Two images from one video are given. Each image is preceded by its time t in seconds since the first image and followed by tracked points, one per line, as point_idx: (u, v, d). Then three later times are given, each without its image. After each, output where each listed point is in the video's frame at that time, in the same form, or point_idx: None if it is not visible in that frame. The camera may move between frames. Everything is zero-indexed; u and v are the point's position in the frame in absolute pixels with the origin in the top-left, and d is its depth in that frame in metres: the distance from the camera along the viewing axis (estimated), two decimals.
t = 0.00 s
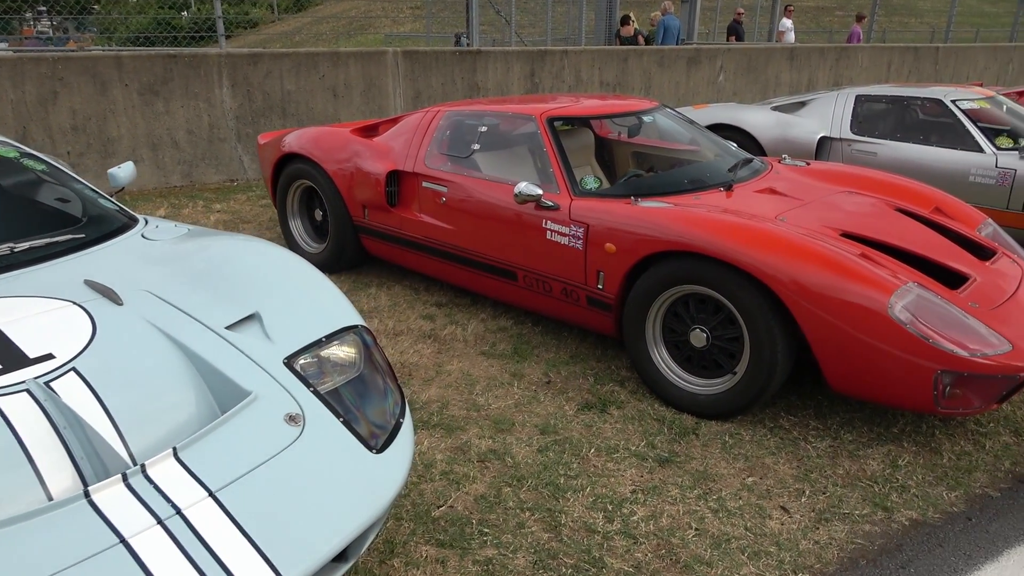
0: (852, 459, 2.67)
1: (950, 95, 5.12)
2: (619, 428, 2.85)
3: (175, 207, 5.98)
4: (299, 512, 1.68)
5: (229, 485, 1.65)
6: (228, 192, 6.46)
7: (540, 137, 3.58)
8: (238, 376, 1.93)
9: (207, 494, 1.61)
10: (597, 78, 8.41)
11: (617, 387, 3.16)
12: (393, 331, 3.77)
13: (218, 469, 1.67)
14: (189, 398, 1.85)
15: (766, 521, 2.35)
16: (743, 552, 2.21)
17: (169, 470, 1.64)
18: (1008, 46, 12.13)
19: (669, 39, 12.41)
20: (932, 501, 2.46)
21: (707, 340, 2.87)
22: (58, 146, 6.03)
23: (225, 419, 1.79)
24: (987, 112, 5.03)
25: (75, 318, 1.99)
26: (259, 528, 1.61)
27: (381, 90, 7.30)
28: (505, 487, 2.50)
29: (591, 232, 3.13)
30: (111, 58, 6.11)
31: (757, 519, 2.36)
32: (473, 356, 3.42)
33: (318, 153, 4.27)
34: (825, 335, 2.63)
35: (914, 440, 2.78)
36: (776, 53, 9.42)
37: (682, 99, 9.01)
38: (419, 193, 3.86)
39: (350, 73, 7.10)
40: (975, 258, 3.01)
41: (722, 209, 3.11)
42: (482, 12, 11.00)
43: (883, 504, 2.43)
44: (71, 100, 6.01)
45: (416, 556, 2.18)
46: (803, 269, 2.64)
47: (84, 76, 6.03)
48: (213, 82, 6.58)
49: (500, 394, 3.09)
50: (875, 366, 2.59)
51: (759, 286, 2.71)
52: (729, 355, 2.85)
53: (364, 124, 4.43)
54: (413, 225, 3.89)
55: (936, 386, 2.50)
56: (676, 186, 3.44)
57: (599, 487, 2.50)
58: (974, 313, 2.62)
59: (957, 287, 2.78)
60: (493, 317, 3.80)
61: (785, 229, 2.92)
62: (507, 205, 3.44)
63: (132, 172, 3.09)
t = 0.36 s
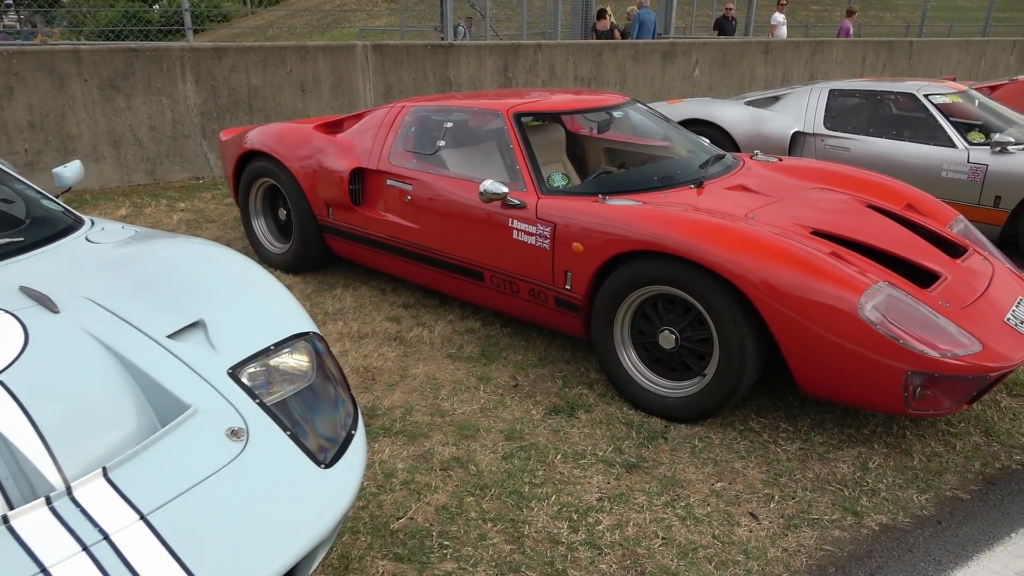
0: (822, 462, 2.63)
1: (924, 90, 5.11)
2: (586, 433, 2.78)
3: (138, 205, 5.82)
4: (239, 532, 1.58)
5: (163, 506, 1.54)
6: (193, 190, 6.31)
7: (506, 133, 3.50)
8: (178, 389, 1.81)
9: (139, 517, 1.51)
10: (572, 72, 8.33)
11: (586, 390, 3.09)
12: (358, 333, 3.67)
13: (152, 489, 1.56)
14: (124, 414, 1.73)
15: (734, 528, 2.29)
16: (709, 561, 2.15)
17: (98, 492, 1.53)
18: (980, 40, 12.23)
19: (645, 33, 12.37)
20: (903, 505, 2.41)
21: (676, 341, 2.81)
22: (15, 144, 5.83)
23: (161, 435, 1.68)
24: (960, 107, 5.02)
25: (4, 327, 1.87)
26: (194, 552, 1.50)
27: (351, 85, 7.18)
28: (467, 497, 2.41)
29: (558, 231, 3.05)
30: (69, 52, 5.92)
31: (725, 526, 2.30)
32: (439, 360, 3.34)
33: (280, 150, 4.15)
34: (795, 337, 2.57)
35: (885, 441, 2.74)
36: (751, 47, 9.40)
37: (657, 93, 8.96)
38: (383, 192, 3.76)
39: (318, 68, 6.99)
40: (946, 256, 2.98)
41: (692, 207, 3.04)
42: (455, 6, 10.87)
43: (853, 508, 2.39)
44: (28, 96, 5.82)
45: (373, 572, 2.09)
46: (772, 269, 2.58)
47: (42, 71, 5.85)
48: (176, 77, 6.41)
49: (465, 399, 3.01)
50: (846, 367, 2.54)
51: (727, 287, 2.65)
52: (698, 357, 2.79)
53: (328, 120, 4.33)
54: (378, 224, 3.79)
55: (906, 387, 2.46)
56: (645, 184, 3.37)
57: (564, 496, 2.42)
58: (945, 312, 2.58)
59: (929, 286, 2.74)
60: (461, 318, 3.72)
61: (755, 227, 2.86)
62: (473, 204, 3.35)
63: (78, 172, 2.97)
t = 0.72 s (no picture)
0: (793, 470, 2.55)
1: (891, 84, 5.07)
2: (551, 444, 2.68)
3: (90, 208, 5.60)
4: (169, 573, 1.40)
5: (81, 548, 1.34)
6: (149, 191, 6.10)
7: (466, 132, 3.37)
8: (99, 411, 1.60)
9: (53, 562, 1.31)
10: (539, 68, 8.22)
11: (551, 398, 2.99)
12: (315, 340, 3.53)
13: (68, 529, 1.36)
14: (38, 444, 1.51)
15: (703, 544, 2.20)
16: None
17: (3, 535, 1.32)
18: (945, 34, 12.36)
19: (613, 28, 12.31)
20: (875, 514, 2.35)
21: (642, 347, 2.71)
22: None
23: (81, 467, 1.47)
24: (928, 101, 4.98)
25: None
26: None
27: (313, 82, 7.00)
28: (424, 516, 2.29)
29: (520, 234, 2.93)
30: (15, 50, 5.68)
31: (694, 542, 2.21)
32: (399, 368, 3.21)
33: (233, 151, 3.99)
34: (764, 342, 2.49)
35: (856, 447, 2.68)
36: (719, 41, 9.37)
37: (626, 89, 8.88)
38: (341, 194, 3.62)
39: (277, 65, 6.80)
40: (916, 255, 2.92)
41: (658, 208, 2.95)
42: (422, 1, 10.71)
43: (825, 519, 2.31)
44: None
45: None
46: (739, 272, 2.50)
47: None
48: (130, 74, 6.19)
49: (425, 409, 2.89)
50: (816, 373, 2.46)
51: (694, 291, 2.56)
52: (665, 363, 2.70)
53: (283, 119, 4.17)
54: (336, 228, 3.65)
55: (878, 392, 2.39)
56: (610, 183, 3.27)
57: (527, 512, 2.32)
58: (916, 314, 2.51)
59: (899, 286, 2.68)
60: (423, 325, 3.59)
61: (722, 228, 2.77)
62: (433, 206, 3.23)
63: (11, 176, 2.80)
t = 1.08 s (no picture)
0: (758, 484, 2.49)
1: (851, 84, 5.05)
2: (510, 461, 2.58)
3: (29, 212, 5.34)
4: None
5: None
6: (93, 193, 5.84)
7: (421, 134, 3.25)
8: (7, 449, 1.41)
9: None
10: (501, 65, 8.09)
11: (511, 412, 2.89)
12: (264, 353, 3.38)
13: None
14: None
15: (667, 566, 2.12)
16: None
17: None
18: (901, 33, 12.55)
19: (575, 25, 12.25)
20: (842, 529, 2.29)
21: (603, 359, 2.63)
22: None
23: None
24: (887, 101, 4.97)
25: None
26: None
27: (267, 79, 6.79)
28: (376, 544, 2.18)
29: (476, 242, 2.82)
30: None
31: (657, 565, 2.12)
32: (352, 382, 3.09)
33: (178, 153, 3.81)
34: (728, 354, 2.42)
35: (821, 457, 2.62)
36: (681, 40, 9.35)
37: (588, 87, 8.81)
38: (291, 198, 3.47)
39: (230, 61, 6.57)
40: (879, 260, 2.87)
41: (618, 214, 2.86)
42: None
43: (791, 537, 2.25)
44: None
45: None
46: (702, 281, 2.42)
47: None
48: (73, 71, 5.92)
49: (379, 426, 2.77)
50: (780, 385, 2.40)
51: (655, 301, 2.47)
52: (627, 375, 2.61)
53: (231, 119, 4.00)
54: (286, 234, 3.50)
55: (843, 404, 2.34)
56: (570, 187, 3.17)
57: (484, 537, 2.21)
58: (881, 323, 2.46)
59: (862, 294, 2.63)
60: (378, 335, 3.46)
61: (683, 235, 2.70)
62: (386, 212, 3.10)
63: None
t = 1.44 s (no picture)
0: (722, 498, 2.43)
1: (802, 86, 5.05)
2: (468, 484, 2.48)
3: None
4: None
5: None
6: (31, 214, 5.59)
7: (368, 146, 3.14)
8: None
9: None
10: (455, 72, 7.99)
11: (469, 431, 2.79)
12: (210, 378, 3.24)
13: None
14: None
15: None
16: None
17: None
18: (849, 34, 12.78)
19: (530, 31, 12.23)
20: (808, 541, 2.24)
21: (562, 374, 2.55)
22: None
23: None
24: (837, 103, 5.00)
25: None
26: None
27: (213, 90, 6.59)
28: None
29: (427, 257, 2.72)
30: None
31: None
32: (303, 407, 2.97)
33: (115, 171, 3.65)
34: (687, 365, 2.35)
35: (785, 466, 2.58)
36: (635, 44, 9.36)
37: (544, 93, 8.76)
38: (235, 216, 3.34)
39: (174, 73, 6.37)
40: (835, 264, 2.85)
41: (573, 225, 2.79)
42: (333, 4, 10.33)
43: (758, 552, 2.19)
44: None
45: None
46: (658, 292, 2.36)
47: None
48: (5, 86, 5.67)
49: (331, 453, 2.65)
50: (741, 396, 2.34)
51: (612, 314, 2.40)
52: (587, 390, 2.54)
53: (172, 134, 3.85)
54: (232, 254, 3.37)
55: (805, 413, 2.29)
56: (524, 197, 3.10)
57: (442, 568, 2.11)
58: (839, 329, 2.43)
59: (820, 300, 2.59)
60: (330, 356, 3.34)
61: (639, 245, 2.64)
62: (333, 228, 2.99)
63: None
